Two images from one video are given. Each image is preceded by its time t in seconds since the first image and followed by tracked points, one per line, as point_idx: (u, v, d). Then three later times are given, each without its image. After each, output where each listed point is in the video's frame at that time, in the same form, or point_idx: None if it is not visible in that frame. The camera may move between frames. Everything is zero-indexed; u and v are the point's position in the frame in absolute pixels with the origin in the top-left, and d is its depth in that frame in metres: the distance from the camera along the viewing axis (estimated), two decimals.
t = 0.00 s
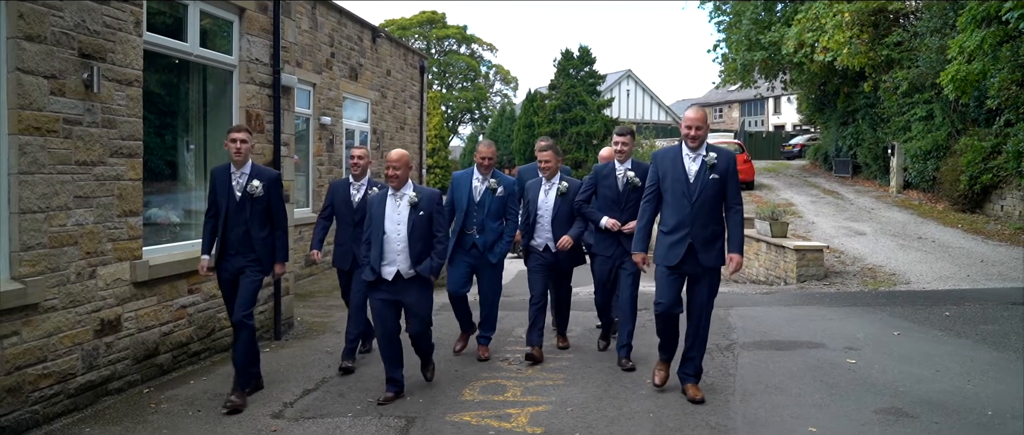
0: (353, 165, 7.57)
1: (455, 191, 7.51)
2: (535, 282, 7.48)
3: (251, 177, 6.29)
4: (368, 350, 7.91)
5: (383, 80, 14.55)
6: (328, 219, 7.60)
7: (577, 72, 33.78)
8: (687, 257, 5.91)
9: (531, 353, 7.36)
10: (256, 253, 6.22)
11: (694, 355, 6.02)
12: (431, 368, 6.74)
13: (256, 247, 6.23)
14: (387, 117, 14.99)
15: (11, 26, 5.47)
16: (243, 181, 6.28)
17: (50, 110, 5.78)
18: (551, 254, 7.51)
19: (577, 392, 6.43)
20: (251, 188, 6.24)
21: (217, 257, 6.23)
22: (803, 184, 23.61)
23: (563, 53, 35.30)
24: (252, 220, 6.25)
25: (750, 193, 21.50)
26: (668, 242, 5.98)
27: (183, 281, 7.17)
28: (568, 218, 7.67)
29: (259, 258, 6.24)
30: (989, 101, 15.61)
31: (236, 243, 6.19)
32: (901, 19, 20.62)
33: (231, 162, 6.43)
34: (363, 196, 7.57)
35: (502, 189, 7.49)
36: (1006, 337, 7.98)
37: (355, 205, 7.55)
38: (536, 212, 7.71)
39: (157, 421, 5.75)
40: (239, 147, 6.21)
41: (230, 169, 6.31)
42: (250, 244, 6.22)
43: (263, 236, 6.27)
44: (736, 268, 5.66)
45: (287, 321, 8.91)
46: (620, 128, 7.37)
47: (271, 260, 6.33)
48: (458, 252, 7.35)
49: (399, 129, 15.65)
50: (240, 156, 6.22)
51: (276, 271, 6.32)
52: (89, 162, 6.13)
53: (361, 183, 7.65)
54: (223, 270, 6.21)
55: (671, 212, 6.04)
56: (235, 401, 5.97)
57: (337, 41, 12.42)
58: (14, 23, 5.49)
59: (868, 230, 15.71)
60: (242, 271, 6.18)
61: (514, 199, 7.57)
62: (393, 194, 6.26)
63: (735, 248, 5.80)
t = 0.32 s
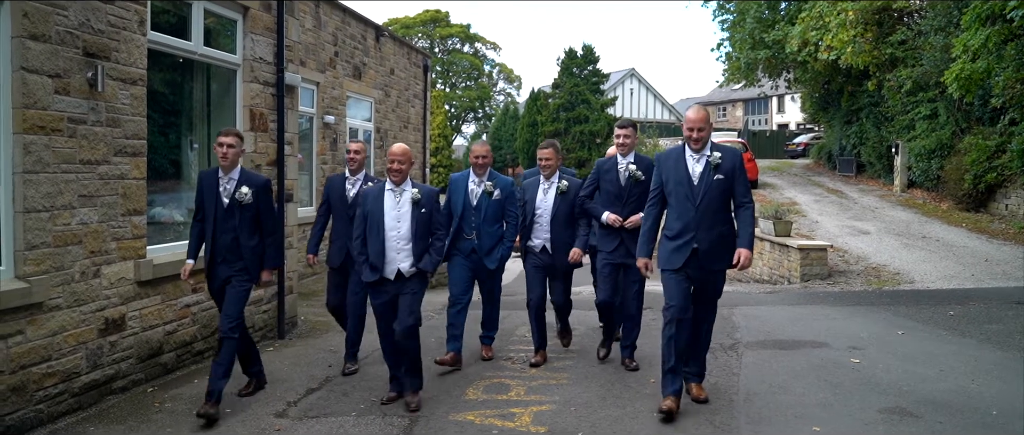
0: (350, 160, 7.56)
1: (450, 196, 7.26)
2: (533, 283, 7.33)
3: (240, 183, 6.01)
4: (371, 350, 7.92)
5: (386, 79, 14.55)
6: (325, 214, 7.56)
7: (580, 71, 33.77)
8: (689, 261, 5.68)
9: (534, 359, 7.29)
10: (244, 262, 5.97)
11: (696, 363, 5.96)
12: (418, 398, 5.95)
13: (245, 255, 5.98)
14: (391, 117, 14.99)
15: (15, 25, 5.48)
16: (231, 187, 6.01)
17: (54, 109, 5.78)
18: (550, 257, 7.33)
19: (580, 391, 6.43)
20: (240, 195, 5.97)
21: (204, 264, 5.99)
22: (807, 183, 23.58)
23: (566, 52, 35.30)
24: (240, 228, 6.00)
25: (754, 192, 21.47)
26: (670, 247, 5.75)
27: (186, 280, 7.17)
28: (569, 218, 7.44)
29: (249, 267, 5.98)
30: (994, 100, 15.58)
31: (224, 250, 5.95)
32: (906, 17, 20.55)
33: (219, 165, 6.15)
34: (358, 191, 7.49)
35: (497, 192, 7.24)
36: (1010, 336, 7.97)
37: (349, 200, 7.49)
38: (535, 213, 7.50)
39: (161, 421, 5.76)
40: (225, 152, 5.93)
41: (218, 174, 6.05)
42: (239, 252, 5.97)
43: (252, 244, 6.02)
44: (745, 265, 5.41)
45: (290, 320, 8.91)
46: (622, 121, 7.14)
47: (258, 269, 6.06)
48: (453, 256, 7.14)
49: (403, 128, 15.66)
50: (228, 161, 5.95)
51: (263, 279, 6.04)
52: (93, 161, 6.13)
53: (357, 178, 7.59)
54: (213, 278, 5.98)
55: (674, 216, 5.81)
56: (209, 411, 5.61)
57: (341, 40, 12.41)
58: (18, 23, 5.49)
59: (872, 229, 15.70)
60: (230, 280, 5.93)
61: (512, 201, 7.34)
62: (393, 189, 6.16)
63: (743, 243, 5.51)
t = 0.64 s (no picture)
0: (342, 157, 7.19)
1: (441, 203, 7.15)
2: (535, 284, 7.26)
3: (227, 182, 5.86)
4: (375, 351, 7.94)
5: (389, 80, 14.56)
6: (321, 213, 7.26)
7: (583, 72, 33.75)
8: (694, 272, 5.38)
9: (538, 361, 7.27)
10: (228, 264, 5.78)
11: (704, 369, 5.82)
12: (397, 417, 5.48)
13: (229, 258, 5.80)
14: (393, 117, 15.01)
15: (19, 27, 5.49)
16: (217, 186, 5.85)
17: (58, 111, 5.80)
18: (550, 255, 7.17)
19: (584, 392, 6.44)
20: (226, 194, 5.81)
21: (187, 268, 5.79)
22: (810, 183, 23.56)
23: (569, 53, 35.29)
24: (226, 229, 5.83)
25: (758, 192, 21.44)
26: (672, 258, 5.45)
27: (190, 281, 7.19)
28: (573, 215, 7.29)
29: (233, 270, 5.79)
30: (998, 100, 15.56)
31: (208, 252, 5.75)
32: (909, 17, 20.48)
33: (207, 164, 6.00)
34: (352, 190, 7.19)
35: (491, 196, 7.16)
36: (1015, 336, 7.96)
37: (343, 197, 7.19)
38: (537, 208, 7.31)
39: (166, 421, 5.77)
40: (210, 149, 5.72)
41: (205, 172, 5.87)
42: (223, 254, 5.78)
43: (237, 246, 5.84)
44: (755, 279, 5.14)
45: (294, 320, 8.93)
46: (620, 121, 6.93)
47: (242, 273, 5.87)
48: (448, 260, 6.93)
49: (405, 128, 15.68)
50: (212, 159, 5.74)
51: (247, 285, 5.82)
52: (97, 162, 6.15)
53: (351, 174, 7.27)
54: (194, 282, 5.77)
55: (676, 227, 5.53)
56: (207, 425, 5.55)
57: (344, 41, 12.41)
58: (22, 25, 5.50)
59: (875, 229, 15.67)
60: (214, 283, 5.74)
61: (507, 206, 7.23)
62: (391, 196, 5.96)
63: (752, 256, 5.26)
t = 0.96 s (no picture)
0: (332, 165, 7.06)
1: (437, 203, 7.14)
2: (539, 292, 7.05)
3: (211, 173, 5.57)
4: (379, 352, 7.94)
5: (393, 80, 14.56)
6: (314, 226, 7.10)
7: (587, 72, 33.77)
8: (699, 272, 5.28)
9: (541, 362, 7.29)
10: (212, 263, 5.53)
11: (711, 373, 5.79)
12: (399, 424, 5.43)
13: (211, 254, 5.53)
14: (398, 118, 15.02)
15: (25, 28, 5.50)
16: (201, 178, 5.57)
17: (63, 112, 5.81)
18: (553, 264, 6.88)
19: (588, 393, 6.43)
20: (208, 186, 5.53)
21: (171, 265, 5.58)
22: (815, 183, 23.53)
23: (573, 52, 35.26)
24: (209, 222, 5.56)
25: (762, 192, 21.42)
26: (674, 259, 5.36)
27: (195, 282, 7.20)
28: (576, 224, 7.02)
29: (215, 268, 5.55)
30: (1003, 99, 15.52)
31: (190, 248, 5.52)
32: (914, 16, 20.41)
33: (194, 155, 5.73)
34: (343, 197, 6.99)
35: (489, 190, 7.14)
36: (1020, 336, 7.94)
37: (334, 207, 7.00)
38: (540, 214, 7.06)
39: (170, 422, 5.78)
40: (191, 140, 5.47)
41: (189, 164, 5.61)
42: (206, 250, 5.53)
43: (221, 242, 5.57)
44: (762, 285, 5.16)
45: (299, 321, 8.94)
46: (616, 124, 6.74)
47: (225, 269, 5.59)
48: (448, 264, 6.84)
49: (409, 129, 15.69)
50: (195, 150, 5.49)
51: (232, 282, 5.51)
52: (102, 163, 6.16)
53: (342, 182, 7.08)
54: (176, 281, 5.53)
55: (678, 226, 5.42)
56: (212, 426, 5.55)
57: (348, 42, 12.41)
58: (27, 26, 5.51)
59: (880, 229, 15.65)
60: (197, 281, 5.51)
61: (502, 200, 7.22)
62: (389, 194, 5.71)
63: (759, 261, 5.21)
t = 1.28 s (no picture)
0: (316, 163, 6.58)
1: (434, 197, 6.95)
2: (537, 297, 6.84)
3: (190, 179, 5.36)
4: (383, 350, 7.95)
5: (397, 79, 14.56)
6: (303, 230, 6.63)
7: (590, 70, 33.76)
8: (709, 269, 5.10)
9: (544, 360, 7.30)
10: (195, 273, 5.32)
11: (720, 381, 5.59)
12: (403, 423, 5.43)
13: (193, 262, 5.31)
14: (401, 116, 15.03)
15: (28, 27, 5.51)
16: (180, 184, 5.36)
17: (67, 110, 5.82)
18: (554, 266, 6.73)
19: (591, 391, 6.42)
20: (188, 192, 5.32)
21: (151, 276, 5.34)
22: (818, 180, 23.51)
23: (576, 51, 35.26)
24: (190, 230, 5.35)
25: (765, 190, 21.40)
26: (681, 256, 5.17)
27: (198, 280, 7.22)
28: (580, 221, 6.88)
29: (198, 277, 5.33)
30: (1007, 97, 15.50)
31: (172, 258, 5.29)
32: (918, 13, 20.36)
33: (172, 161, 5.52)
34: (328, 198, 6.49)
35: (487, 185, 6.95)
36: None
37: (320, 208, 6.51)
38: (542, 213, 6.90)
39: (173, 420, 5.77)
40: (169, 144, 5.27)
41: (168, 170, 5.40)
42: (188, 259, 5.31)
43: (204, 251, 5.35)
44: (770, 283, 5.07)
45: (302, 319, 8.94)
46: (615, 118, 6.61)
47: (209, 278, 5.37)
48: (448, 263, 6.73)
49: (412, 127, 15.70)
50: (172, 155, 5.29)
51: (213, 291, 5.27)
52: (106, 162, 6.17)
53: (326, 181, 6.60)
54: (158, 294, 5.28)
55: (683, 221, 5.23)
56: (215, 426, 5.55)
57: (351, 40, 12.40)
58: (31, 25, 5.52)
59: (884, 227, 15.63)
60: (179, 293, 5.28)
61: (502, 196, 7.02)
62: (383, 188, 5.51)
63: (765, 258, 5.12)
